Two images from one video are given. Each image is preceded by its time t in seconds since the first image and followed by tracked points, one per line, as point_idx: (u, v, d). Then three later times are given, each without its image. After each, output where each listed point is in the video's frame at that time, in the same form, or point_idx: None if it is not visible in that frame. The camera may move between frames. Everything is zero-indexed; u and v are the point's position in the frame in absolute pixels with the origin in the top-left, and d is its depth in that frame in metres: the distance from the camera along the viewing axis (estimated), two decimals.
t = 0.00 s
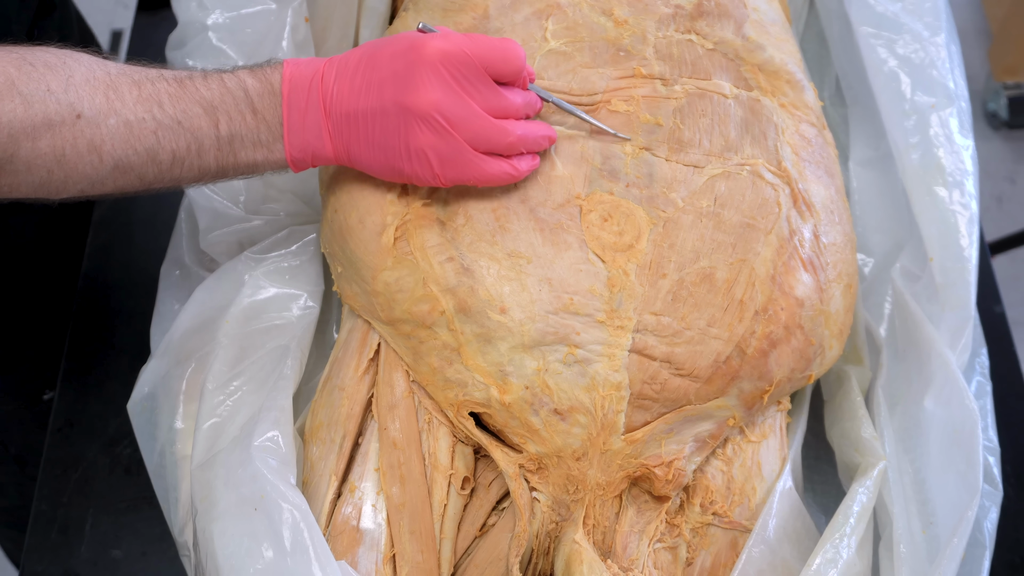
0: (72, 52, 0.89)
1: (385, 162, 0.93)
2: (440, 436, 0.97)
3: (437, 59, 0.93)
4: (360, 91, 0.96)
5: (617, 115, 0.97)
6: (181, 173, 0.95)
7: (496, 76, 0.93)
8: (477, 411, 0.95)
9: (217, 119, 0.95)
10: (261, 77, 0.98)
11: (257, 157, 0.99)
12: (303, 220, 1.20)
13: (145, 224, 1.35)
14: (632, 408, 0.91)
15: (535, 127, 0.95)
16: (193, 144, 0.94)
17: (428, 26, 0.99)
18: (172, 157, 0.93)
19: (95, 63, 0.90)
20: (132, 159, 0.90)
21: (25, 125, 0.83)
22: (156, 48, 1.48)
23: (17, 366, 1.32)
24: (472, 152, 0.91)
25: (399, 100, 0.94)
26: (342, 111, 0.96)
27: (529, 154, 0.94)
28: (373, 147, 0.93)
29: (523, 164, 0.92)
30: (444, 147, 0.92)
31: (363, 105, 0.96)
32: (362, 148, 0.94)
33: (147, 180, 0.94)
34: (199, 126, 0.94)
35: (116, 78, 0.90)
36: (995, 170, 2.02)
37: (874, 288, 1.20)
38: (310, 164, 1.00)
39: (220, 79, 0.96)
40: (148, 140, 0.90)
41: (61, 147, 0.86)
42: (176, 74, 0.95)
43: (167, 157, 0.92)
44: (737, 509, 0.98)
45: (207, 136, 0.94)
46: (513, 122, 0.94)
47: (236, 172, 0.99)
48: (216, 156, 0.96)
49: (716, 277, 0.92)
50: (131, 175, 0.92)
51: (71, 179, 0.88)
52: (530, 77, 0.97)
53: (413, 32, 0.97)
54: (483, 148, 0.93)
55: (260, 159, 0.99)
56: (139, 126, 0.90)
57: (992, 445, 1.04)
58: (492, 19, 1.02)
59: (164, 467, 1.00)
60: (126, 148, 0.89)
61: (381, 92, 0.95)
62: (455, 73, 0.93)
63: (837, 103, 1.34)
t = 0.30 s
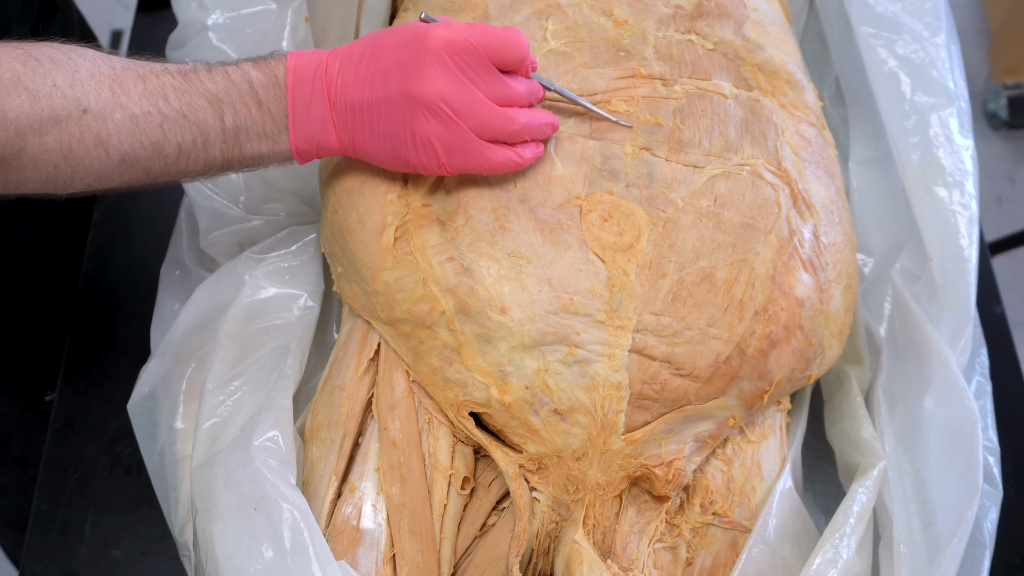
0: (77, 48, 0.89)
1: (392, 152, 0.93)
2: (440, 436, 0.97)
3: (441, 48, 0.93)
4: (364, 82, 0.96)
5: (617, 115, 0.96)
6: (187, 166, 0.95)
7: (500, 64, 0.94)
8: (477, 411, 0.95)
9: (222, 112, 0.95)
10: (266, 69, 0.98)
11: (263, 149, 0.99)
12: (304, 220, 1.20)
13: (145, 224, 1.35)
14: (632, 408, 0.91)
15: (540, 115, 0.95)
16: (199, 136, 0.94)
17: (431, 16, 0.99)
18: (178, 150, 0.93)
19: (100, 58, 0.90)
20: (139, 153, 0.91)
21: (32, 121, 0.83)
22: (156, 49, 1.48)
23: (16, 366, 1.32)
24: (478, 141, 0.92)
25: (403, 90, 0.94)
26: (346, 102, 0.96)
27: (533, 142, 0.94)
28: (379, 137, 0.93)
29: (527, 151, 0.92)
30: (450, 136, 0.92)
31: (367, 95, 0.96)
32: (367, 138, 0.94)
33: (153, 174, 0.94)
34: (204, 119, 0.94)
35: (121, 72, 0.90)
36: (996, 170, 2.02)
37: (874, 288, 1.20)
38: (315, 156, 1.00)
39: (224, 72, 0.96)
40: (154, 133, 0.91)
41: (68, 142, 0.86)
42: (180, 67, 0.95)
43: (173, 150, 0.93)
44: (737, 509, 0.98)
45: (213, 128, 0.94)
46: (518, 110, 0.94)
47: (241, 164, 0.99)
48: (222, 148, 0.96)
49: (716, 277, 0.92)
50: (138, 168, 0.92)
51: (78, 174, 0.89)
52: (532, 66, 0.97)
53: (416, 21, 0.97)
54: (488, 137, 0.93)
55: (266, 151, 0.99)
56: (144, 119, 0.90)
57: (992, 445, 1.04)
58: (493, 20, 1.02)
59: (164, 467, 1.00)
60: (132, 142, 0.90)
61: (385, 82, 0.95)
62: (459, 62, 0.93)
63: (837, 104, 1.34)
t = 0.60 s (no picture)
0: (78, 40, 0.89)
1: (397, 137, 0.94)
2: (440, 436, 0.97)
3: (445, 31, 0.94)
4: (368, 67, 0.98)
5: (617, 115, 0.96)
6: (191, 156, 0.95)
7: (503, 47, 0.95)
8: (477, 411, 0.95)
9: (226, 101, 0.95)
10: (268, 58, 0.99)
11: (267, 138, 0.99)
12: (304, 220, 1.21)
13: (145, 224, 1.35)
14: (632, 408, 0.91)
15: (543, 98, 0.96)
16: (203, 126, 0.94)
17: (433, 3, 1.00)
18: (183, 141, 0.93)
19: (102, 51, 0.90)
20: (144, 144, 0.90)
21: (37, 114, 0.82)
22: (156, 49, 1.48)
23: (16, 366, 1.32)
24: (483, 122, 0.92)
25: (408, 74, 0.95)
26: (351, 88, 0.97)
27: (537, 123, 0.95)
28: (384, 121, 0.94)
29: (532, 132, 0.93)
30: (455, 118, 0.93)
31: (371, 80, 0.97)
32: (372, 123, 0.95)
33: (158, 165, 0.94)
34: (208, 109, 0.94)
35: (123, 64, 0.90)
36: (995, 170, 2.02)
37: (874, 288, 1.20)
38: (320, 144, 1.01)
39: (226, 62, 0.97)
40: (159, 124, 0.91)
41: (73, 134, 0.86)
42: (181, 58, 0.95)
43: (178, 140, 0.93)
44: (737, 509, 0.98)
45: (217, 117, 0.95)
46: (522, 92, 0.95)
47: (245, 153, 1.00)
48: (226, 137, 0.96)
49: (716, 277, 0.92)
50: (143, 160, 0.92)
51: (83, 167, 0.88)
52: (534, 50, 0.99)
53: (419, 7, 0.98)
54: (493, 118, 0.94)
55: (270, 140, 1.00)
56: (149, 110, 0.90)
57: (992, 445, 1.04)
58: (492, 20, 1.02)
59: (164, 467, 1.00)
60: (137, 134, 0.90)
61: (389, 67, 0.96)
62: (463, 44, 0.94)
63: (837, 103, 1.34)
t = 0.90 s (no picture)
0: (84, 35, 0.90)
1: (404, 124, 0.95)
2: (440, 436, 0.97)
3: (451, 16, 0.95)
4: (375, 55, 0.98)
5: (617, 115, 0.96)
6: (200, 147, 0.96)
7: (508, 32, 0.96)
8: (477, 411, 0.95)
9: (233, 91, 0.96)
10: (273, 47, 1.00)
11: (274, 127, 1.00)
12: (303, 220, 1.21)
13: (145, 224, 1.35)
14: (632, 408, 0.91)
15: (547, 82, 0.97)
16: (211, 116, 0.95)
17: None
18: (190, 131, 0.93)
19: (108, 44, 0.90)
20: (152, 135, 0.91)
21: (45, 105, 0.83)
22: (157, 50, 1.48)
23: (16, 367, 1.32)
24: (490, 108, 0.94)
25: (414, 61, 0.96)
26: (357, 76, 0.98)
27: (541, 109, 0.97)
28: (391, 108, 0.95)
29: (537, 117, 0.94)
30: (463, 104, 0.94)
31: (377, 68, 0.98)
32: (379, 111, 0.96)
33: (166, 157, 0.94)
34: (216, 99, 0.95)
35: (130, 56, 0.91)
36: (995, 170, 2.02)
37: (874, 288, 1.20)
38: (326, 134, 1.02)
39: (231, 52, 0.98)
40: (166, 114, 0.91)
41: (81, 125, 0.86)
42: (187, 50, 0.96)
43: (186, 130, 0.93)
44: (737, 509, 0.98)
45: (224, 107, 0.95)
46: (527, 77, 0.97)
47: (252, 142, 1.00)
48: (233, 127, 0.97)
49: (716, 277, 0.92)
50: (151, 152, 0.92)
51: (92, 159, 0.89)
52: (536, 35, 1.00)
53: None
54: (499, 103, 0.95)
55: (276, 129, 1.00)
56: (156, 101, 0.90)
57: (992, 445, 1.04)
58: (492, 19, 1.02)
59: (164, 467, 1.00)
60: (145, 125, 0.90)
61: (396, 54, 0.97)
62: (469, 29, 0.96)
63: (837, 104, 1.34)
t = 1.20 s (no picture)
0: (90, 19, 0.90)
1: (413, 101, 0.96)
2: (440, 436, 0.97)
3: None
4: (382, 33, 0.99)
5: (617, 115, 0.96)
6: (209, 129, 0.96)
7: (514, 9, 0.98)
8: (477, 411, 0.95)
9: (241, 72, 0.96)
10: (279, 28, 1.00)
11: (282, 108, 1.00)
12: (304, 220, 1.21)
13: (145, 223, 1.35)
14: (632, 408, 0.91)
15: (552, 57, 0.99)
16: (219, 98, 0.95)
17: None
18: (199, 114, 0.94)
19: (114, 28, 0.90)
20: (162, 119, 0.91)
21: (57, 90, 0.83)
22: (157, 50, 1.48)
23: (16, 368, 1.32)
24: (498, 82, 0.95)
25: (423, 38, 0.97)
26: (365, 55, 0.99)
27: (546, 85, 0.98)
28: (400, 85, 0.96)
29: (542, 93, 0.96)
30: (471, 79, 0.95)
31: (385, 47, 0.99)
32: (387, 89, 0.96)
33: (175, 140, 0.94)
34: (224, 81, 0.95)
35: (137, 39, 0.91)
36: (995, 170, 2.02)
37: (874, 288, 1.20)
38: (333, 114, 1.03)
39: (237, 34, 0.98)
40: (176, 97, 0.91)
41: (92, 109, 0.86)
42: (193, 32, 0.96)
43: (195, 113, 0.93)
44: (737, 509, 0.98)
45: (232, 89, 0.96)
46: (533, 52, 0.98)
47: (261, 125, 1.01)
48: (241, 109, 0.97)
49: (716, 277, 0.92)
50: (161, 135, 0.92)
51: (102, 143, 0.89)
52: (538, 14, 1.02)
53: None
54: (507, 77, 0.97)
55: (285, 110, 1.01)
56: (165, 84, 0.91)
57: (992, 446, 1.04)
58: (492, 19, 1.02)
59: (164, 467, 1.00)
60: (155, 107, 0.90)
61: (403, 32, 0.98)
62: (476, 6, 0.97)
63: (837, 103, 1.34)
